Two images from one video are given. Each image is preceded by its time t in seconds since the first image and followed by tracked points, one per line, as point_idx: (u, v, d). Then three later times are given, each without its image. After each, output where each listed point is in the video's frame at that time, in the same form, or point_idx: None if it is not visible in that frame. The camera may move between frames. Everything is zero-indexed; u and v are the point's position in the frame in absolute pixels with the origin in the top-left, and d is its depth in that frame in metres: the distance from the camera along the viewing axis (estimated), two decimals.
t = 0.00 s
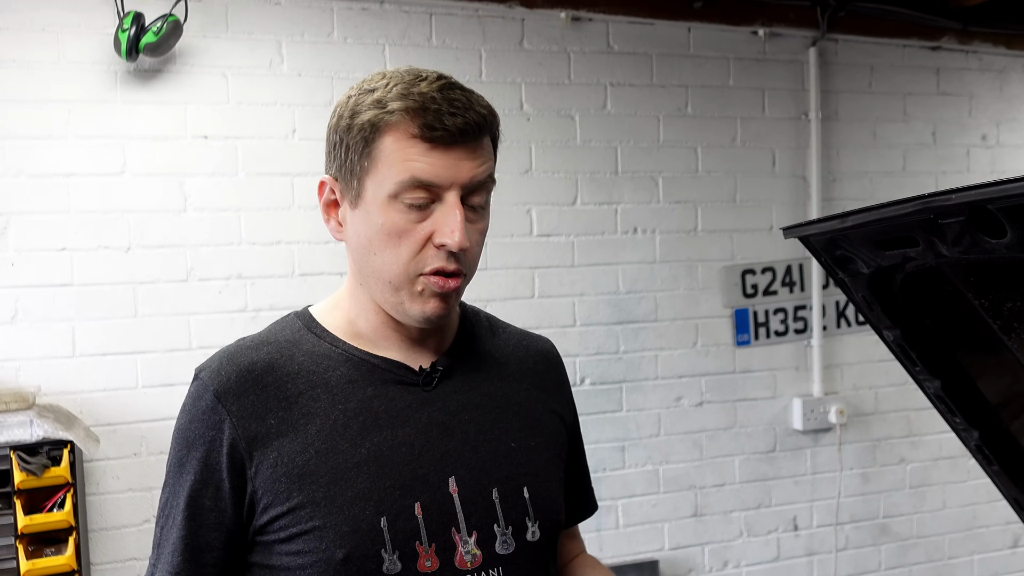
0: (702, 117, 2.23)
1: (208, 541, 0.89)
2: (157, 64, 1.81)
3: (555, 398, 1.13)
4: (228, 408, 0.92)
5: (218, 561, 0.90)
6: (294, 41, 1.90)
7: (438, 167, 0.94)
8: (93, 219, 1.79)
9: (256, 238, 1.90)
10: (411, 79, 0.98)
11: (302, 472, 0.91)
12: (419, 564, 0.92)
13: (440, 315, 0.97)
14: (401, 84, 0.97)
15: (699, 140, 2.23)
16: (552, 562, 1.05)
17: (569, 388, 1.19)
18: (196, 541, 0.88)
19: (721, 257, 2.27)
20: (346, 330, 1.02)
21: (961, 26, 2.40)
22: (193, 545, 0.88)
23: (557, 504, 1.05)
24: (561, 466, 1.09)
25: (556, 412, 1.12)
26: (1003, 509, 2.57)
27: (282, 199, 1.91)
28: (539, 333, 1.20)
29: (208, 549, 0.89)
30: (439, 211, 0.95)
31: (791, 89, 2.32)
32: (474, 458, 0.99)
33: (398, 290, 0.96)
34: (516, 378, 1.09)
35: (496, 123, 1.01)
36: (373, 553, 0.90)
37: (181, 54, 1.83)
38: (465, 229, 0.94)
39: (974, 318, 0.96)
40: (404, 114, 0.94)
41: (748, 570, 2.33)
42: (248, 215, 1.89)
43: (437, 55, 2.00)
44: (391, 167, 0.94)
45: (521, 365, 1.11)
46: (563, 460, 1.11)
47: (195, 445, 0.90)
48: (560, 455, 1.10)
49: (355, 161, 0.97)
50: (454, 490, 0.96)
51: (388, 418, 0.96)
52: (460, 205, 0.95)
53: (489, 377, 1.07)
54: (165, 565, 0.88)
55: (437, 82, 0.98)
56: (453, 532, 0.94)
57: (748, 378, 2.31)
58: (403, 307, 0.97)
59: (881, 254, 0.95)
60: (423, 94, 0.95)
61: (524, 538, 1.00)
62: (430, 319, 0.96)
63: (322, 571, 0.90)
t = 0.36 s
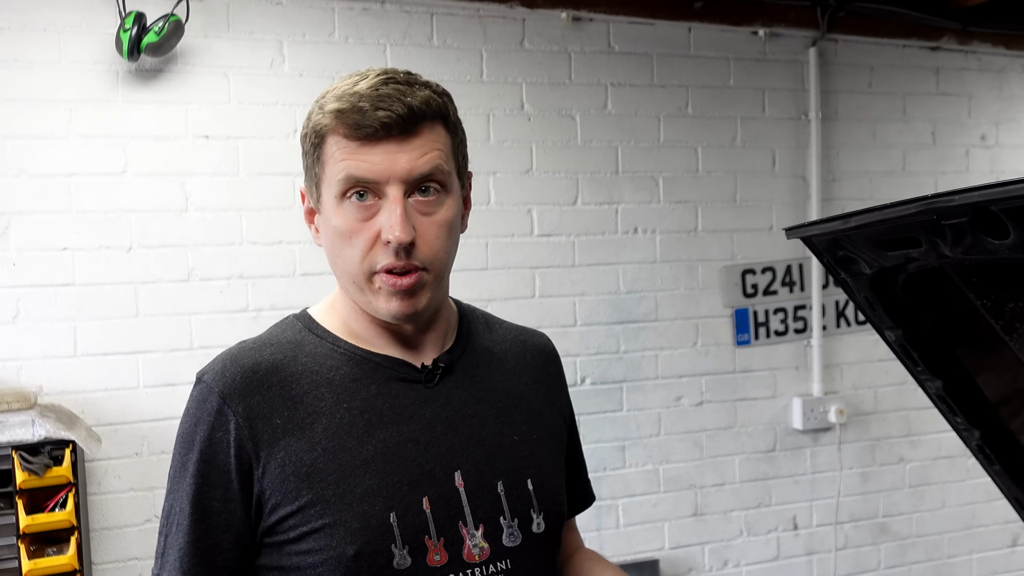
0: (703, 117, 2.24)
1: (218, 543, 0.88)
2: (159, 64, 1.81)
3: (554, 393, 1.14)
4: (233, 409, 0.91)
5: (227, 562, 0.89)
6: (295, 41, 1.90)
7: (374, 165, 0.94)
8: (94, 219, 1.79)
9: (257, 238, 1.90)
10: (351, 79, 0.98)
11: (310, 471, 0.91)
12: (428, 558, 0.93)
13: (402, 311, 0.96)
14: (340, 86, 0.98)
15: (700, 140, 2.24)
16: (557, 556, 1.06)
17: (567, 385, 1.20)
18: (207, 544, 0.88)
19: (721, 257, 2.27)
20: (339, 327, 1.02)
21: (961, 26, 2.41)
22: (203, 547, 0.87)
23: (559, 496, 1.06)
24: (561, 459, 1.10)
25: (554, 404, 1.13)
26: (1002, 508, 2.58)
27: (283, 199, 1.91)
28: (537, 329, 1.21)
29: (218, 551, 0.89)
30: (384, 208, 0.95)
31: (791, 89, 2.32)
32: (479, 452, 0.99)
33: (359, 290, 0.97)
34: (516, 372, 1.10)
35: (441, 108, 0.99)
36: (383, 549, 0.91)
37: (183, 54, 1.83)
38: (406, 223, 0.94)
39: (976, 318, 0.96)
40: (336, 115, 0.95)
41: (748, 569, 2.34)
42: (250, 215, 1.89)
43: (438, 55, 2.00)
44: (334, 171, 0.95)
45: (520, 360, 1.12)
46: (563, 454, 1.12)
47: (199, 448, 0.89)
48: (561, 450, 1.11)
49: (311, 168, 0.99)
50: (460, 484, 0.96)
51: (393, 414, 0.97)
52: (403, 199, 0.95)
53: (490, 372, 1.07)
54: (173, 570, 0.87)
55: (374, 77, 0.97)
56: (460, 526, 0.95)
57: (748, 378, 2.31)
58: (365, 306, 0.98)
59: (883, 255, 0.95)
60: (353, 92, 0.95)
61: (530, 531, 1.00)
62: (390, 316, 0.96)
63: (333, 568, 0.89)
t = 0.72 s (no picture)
0: (701, 117, 2.25)
1: (224, 546, 0.89)
2: (160, 63, 1.81)
3: (556, 390, 1.14)
4: (237, 413, 0.91)
5: (233, 565, 0.90)
6: (296, 40, 1.90)
7: (383, 165, 0.95)
8: (95, 218, 1.79)
9: (258, 237, 1.90)
10: (360, 81, 0.99)
11: (314, 474, 0.92)
12: (433, 558, 0.93)
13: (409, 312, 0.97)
14: (348, 87, 0.98)
15: (698, 140, 2.25)
16: (560, 553, 1.06)
17: (568, 383, 1.20)
18: (213, 548, 0.88)
19: (719, 256, 2.28)
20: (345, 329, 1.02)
21: (957, 27, 2.42)
22: (209, 551, 0.87)
23: (562, 495, 1.06)
24: (564, 458, 1.10)
25: (556, 403, 1.13)
26: (997, 506, 2.60)
27: (284, 197, 1.91)
28: (538, 327, 1.21)
29: (224, 554, 0.89)
30: (392, 208, 0.95)
31: (789, 90, 2.34)
32: (481, 452, 1.00)
33: (365, 291, 0.97)
34: (517, 372, 1.10)
35: (448, 110, 1.00)
36: (388, 549, 0.91)
37: (184, 52, 1.82)
38: (415, 223, 0.94)
39: (977, 317, 0.98)
40: (345, 116, 0.95)
41: (745, 567, 2.35)
42: (251, 213, 1.89)
43: (438, 55, 2.00)
44: (342, 171, 0.96)
45: (522, 360, 1.12)
46: (566, 452, 1.12)
47: (204, 452, 0.89)
48: (563, 447, 1.11)
49: (317, 169, 1.00)
50: (463, 484, 0.97)
51: (395, 416, 0.97)
52: (411, 199, 0.96)
53: (491, 372, 1.08)
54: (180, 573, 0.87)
55: (382, 78, 0.98)
56: (464, 526, 0.95)
57: (745, 377, 2.33)
58: (372, 306, 0.98)
59: (886, 254, 0.96)
60: (363, 93, 0.96)
61: (533, 529, 1.01)
62: (397, 317, 0.96)
63: (339, 570, 0.90)
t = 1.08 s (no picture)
0: (693, 115, 2.26)
1: (218, 541, 0.89)
2: (153, 60, 1.80)
3: (552, 386, 1.15)
4: (235, 408, 0.91)
5: (228, 560, 0.90)
6: (290, 37, 1.89)
7: (407, 160, 0.95)
8: (88, 215, 1.77)
9: (252, 234, 1.89)
10: (381, 77, 0.99)
11: (312, 469, 0.92)
12: (431, 553, 0.93)
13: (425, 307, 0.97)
14: (369, 82, 0.99)
15: (690, 138, 2.26)
16: (556, 548, 1.07)
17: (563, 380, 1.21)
18: (208, 542, 0.88)
19: (711, 253, 2.30)
20: (343, 327, 1.02)
21: (946, 26, 2.45)
22: (203, 546, 0.88)
23: (558, 489, 1.07)
24: (560, 453, 1.10)
25: (552, 398, 1.13)
26: (985, 501, 2.63)
27: (278, 195, 1.90)
28: (533, 324, 1.21)
29: (219, 548, 0.89)
30: (413, 203, 0.96)
31: (780, 88, 2.35)
32: (478, 447, 1.00)
33: (381, 284, 0.97)
34: (512, 368, 1.10)
35: (466, 111, 1.01)
36: (386, 544, 0.91)
37: (177, 49, 1.81)
38: (437, 218, 0.95)
39: (969, 312, 0.99)
40: (370, 110, 0.95)
41: (736, 562, 2.37)
42: (244, 211, 1.88)
43: (432, 53, 2.00)
44: (364, 164, 0.96)
45: (518, 356, 1.13)
46: (561, 447, 1.13)
47: (202, 447, 0.90)
48: (559, 443, 1.12)
49: (333, 161, 0.99)
50: (460, 479, 0.97)
51: (393, 412, 0.97)
52: (432, 195, 0.96)
53: (487, 368, 1.08)
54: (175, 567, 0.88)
55: (404, 76, 0.99)
56: (461, 520, 0.96)
57: (737, 373, 2.34)
58: (386, 300, 0.98)
59: (880, 250, 0.97)
60: (387, 89, 0.96)
61: (530, 524, 1.01)
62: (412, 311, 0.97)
63: (337, 564, 0.90)
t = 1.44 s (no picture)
0: (677, 113, 2.26)
1: (204, 533, 0.87)
2: (136, 55, 1.78)
3: (534, 383, 1.15)
4: (222, 401, 0.90)
5: (213, 552, 0.88)
6: (275, 33, 1.87)
7: (424, 154, 0.95)
8: (71, 211, 1.75)
9: (237, 231, 1.87)
10: (405, 72, 1.00)
11: (299, 462, 0.91)
12: (415, 546, 0.93)
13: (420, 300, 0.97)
14: (392, 75, 0.99)
15: (674, 135, 2.26)
16: (539, 543, 1.07)
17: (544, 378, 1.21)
18: (193, 535, 0.87)
19: (695, 250, 2.31)
20: (330, 317, 1.02)
21: (927, 25, 2.47)
22: (188, 538, 0.86)
23: (541, 484, 1.07)
24: (542, 448, 1.10)
25: (534, 395, 1.13)
26: (964, 495, 2.66)
27: (263, 191, 1.89)
28: (515, 322, 1.21)
29: (205, 541, 0.88)
30: (423, 196, 0.96)
31: (763, 86, 2.36)
32: (463, 442, 1.00)
33: (379, 273, 0.97)
34: (496, 365, 1.10)
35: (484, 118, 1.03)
36: (371, 537, 0.91)
37: (161, 44, 1.79)
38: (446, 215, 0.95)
39: (951, 308, 1.00)
40: (394, 102, 0.96)
41: (720, 557, 2.38)
42: (228, 207, 1.86)
43: (417, 49, 1.99)
44: (380, 153, 0.95)
45: (502, 353, 1.13)
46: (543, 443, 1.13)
47: (187, 440, 0.88)
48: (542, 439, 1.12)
49: (344, 145, 0.98)
50: (444, 474, 0.97)
51: (379, 406, 0.97)
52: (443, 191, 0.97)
53: (471, 365, 1.07)
54: (159, 559, 0.86)
55: (429, 74, 1.00)
56: (446, 514, 0.95)
57: (720, 369, 2.35)
58: (384, 291, 0.97)
59: (863, 247, 0.98)
60: (413, 84, 0.97)
61: (512, 518, 1.01)
62: (410, 303, 0.97)
63: (323, 557, 0.89)
